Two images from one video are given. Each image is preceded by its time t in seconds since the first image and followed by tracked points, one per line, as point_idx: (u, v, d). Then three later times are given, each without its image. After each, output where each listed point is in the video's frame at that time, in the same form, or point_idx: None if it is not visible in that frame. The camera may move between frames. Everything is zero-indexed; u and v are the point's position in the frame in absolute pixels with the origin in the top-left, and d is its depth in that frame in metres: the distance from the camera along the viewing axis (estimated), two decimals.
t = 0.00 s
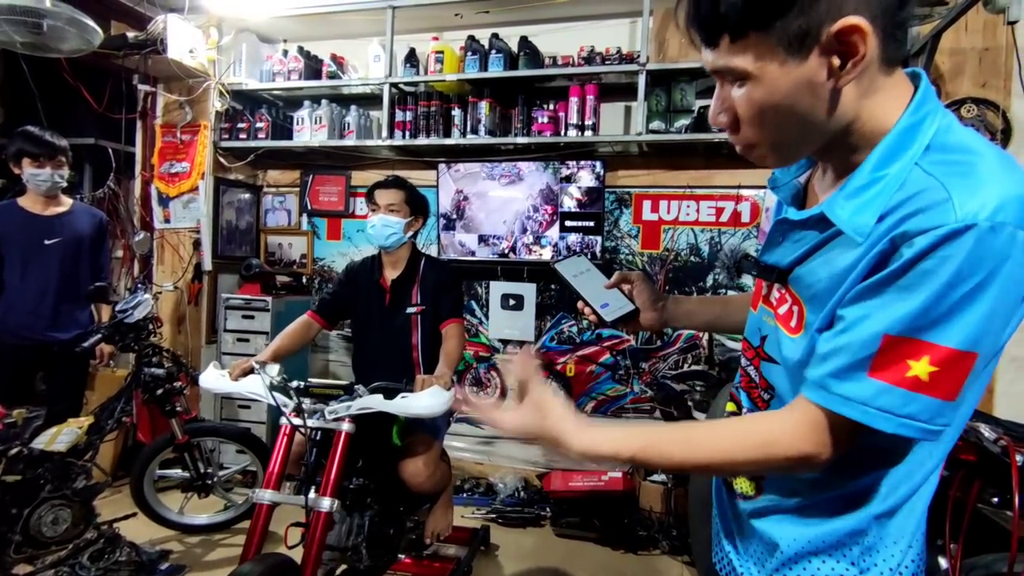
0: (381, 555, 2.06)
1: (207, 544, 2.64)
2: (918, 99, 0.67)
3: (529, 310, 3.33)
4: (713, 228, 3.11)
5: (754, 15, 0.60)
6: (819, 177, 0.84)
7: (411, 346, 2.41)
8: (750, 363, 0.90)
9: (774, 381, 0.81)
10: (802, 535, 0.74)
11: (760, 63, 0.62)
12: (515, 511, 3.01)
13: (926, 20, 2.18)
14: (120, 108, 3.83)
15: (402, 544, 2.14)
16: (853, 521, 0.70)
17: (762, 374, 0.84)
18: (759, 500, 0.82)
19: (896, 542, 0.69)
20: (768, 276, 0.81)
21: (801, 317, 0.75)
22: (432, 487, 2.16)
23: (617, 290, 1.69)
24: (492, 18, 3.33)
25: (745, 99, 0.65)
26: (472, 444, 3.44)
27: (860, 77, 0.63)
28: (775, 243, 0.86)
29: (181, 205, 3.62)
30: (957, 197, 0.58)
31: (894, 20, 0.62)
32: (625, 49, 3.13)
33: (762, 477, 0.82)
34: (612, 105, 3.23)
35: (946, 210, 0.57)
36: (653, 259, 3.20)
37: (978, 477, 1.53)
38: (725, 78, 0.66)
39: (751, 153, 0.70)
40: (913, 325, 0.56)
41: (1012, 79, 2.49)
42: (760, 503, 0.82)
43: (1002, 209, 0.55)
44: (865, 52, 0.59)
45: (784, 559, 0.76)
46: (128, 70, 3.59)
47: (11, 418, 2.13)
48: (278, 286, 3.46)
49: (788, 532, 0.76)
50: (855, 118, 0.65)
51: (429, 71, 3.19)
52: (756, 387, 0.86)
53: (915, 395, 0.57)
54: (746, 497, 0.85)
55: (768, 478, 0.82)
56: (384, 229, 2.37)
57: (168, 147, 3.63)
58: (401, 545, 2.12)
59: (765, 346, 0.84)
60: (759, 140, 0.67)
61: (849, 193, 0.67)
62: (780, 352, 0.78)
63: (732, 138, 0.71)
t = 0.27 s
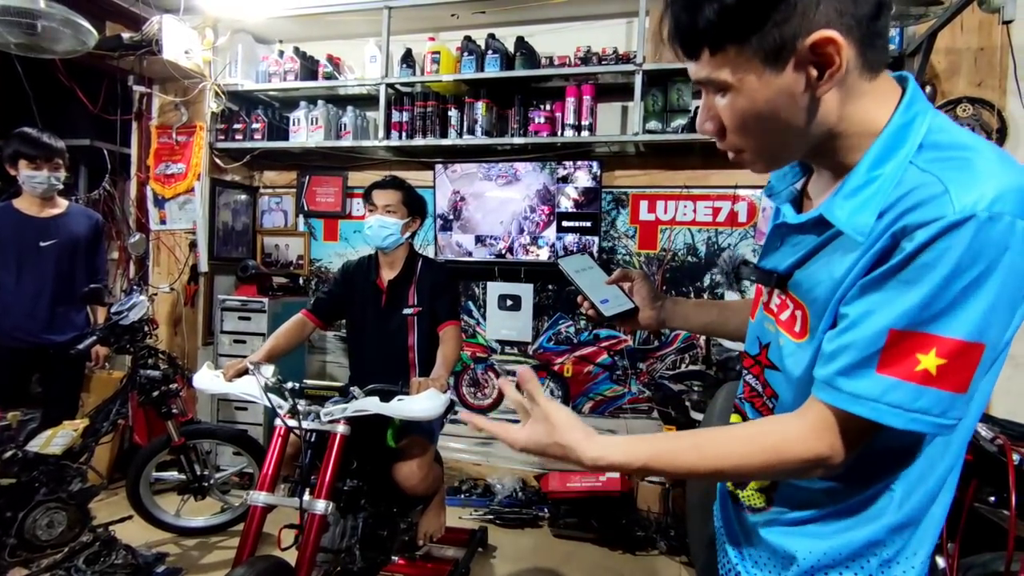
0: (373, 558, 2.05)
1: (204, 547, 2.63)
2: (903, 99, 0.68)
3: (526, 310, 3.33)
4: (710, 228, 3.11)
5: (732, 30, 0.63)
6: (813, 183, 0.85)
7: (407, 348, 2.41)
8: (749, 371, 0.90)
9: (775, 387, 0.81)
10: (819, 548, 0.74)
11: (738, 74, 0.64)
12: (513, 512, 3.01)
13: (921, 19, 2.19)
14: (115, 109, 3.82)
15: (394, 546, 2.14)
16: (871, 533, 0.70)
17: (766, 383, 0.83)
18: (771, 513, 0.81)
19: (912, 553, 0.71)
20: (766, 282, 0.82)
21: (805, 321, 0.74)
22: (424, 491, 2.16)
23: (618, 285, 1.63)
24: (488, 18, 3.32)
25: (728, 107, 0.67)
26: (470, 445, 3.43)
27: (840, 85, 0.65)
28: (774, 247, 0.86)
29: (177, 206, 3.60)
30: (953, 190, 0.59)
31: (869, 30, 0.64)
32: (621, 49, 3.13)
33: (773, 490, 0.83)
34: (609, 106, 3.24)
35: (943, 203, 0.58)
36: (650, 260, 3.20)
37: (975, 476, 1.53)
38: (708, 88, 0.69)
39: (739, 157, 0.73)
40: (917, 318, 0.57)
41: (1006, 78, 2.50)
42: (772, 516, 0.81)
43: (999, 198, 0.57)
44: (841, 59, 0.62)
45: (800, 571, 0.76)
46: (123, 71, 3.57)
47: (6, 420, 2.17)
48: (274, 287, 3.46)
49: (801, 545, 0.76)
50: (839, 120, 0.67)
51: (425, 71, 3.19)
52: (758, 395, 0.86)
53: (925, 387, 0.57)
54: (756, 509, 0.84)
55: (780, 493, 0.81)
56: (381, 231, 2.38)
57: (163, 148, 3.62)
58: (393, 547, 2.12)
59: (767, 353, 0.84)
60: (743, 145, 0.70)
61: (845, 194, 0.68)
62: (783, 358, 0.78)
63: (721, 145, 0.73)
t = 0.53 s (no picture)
0: (372, 559, 2.05)
1: (201, 549, 2.63)
2: (888, 93, 0.70)
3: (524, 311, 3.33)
4: (707, 228, 3.11)
5: (726, 21, 0.64)
6: (803, 178, 0.85)
7: (406, 349, 2.40)
8: (747, 369, 0.90)
9: (772, 382, 0.81)
10: (819, 544, 0.74)
11: (732, 64, 0.65)
12: (511, 512, 3.00)
13: (917, 20, 2.19)
14: (111, 110, 3.80)
15: (392, 548, 2.15)
16: (868, 528, 0.70)
17: (762, 379, 0.84)
18: (772, 510, 0.81)
19: (908, 546, 0.71)
20: (761, 277, 0.82)
21: (799, 314, 0.74)
22: (423, 492, 2.15)
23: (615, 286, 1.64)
24: (485, 19, 3.32)
25: (722, 98, 0.68)
26: (468, 446, 3.43)
27: (832, 76, 0.65)
28: (766, 242, 0.86)
29: (174, 207, 3.59)
30: (940, 176, 0.59)
31: (860, 22, 0.65)
32: (618, 49, 3.14)
33: (773, 487, 0.82)
34: (606, 106, 3.24)
35: (927, 189, 0.59)
36: (648, 260, 3.20)
37: (971, 474, 1.53)
38: (703, 79, 0.70)
39: (730, 148, 0.74)
40: (909, 304, 0.57)
41: (1002, 78, 2.51)
42: (772, 512, 0.81)
43: (985, 181, 0.57)
44: (833, 49, 0.62)
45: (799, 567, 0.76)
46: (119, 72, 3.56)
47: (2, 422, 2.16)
48: (272, 288, 3.45)
49: (799, 541, 0.76)
50: (830, 113, 0.67)
51: (422, 72, 3.19)
52: (756, 390, 0.86)
53: (919, 373, 0.57)
54: (756, 507, 0.84)
55: (779, 489, 0.81)
56: (381, 232, 2.37)
57: (160, 149, 3.61)
58: (393, 547, 2.13)
59: (762, 351, 0.84)
60: (737, 137, 0.71)
61: (834, 185, 0.68)
62: (779, 354, 0.78)
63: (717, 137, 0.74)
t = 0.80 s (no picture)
0: (377, 559, 2.05)
1: (199, 550, 2.62)
2: (876, 103, 0.70)
3: (521, 311, 3.33)
4: (705, 228, 3.12)
5: (707, 41, 0.65)
6: (792, 181, 0.86)
7: (407, 349, 2.39)
8: (738, 369, 0.91)
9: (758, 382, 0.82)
10: (804, 537, 0.74)
11: (715, 83, 0.67)
12: (509, 512, 3.00)
13: (913, 20, 2.20)
14: (107, 109, 3.79)
15: (398, 549, 2.12)
16: (856, 521, 0.70)
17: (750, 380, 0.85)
18: (761, 504, 0.81)
19: (894, 538, 0.71)
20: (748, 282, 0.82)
21: (785, 318, 0.75)
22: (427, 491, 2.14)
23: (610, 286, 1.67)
24: (482, 18, 3.32)
25: (707, 114, 0.70)
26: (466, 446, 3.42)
27: (813, 88, 0.66)
28: (754, 249, 0.87)
29: (170, 207, 3.58)
30: (914, 187, 0.60)
31: (838, 35, 0.66)
32: (615, 49, 3.14)
33: (762, 482, 0.83)
34: (603, 106, 3.24)
35: (902, 200, 0.60)
36: (645, 260, 3.20)
37: (969, 473, 1.53)
38: (687, 97, 0.71)
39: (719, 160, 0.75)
40: (876, 308, 0.59)
41: (998, 77, 2.52)
42: (762, 506, 0.81)
43: (957, 194, 0.58)
44: (811, 64, 0.63)
45: (786, 560, 0.76)
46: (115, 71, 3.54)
47: None
48: (269, 288, 3.45)
49: (788, 534, 0.76)
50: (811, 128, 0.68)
51: (419, 72, 3.18)
52: (745, 390, 0.87)
53: (880, 375, 0.58)
54: (747, 502, 0.84)
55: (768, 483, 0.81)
56: (382, 232, 2.37)
57: (156, 149, 3.60)
58: (398, 548, 2.10)
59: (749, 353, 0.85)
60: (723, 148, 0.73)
61: (817, 193, 0.70)
62: (764, 355, 0.79)
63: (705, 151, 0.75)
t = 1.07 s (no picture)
0: (382, 560, 2.07)
1: (195, 552, 2.61)
2: (855, 101, 0.71)
3: (519, 311, 3.33)
4: (702, 229, 3.12)
5: (705, 29, 0.66)
6: (780, 180, 0.88)
7: (408, 350, 2.39)
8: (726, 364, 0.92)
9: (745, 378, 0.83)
10: (784, 529, 0.75)
11: (709, 71, 0.67)
12: (507, 513, 3.00)
13: (910, 21, 2.20)
14: (103, 110, 3.78)
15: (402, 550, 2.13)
16: (834, 514, 0.71)
17: (737, 375, 0.86)
18: (744, 497, 0.82)
19: (873, 532, 0.71)
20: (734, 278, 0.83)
21: (772, 314, 0.76)
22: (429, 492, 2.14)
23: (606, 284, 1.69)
24: (479, 19, 3.32)
25: (699, 104, 0.70)
26: (463, 447, 3.42)
27: (803, 85, 0.67)
28: (742, 245, 0.86)
29: (167, 208, 3.57)
30: (894, 186, 0.61)
31: (832, 35, 0.67)
32: (613, 50, 3.14)
33: (747, 476, 0.83)
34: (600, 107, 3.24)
35: (882, 199, 0.61)
36: (643, 260, 3.20)
37: (965, 472, 1.53)
38: (681, 84, 0.71)
39: (708, 153, 0.75)
40: (861, 307, 0.59)
41: (994, 78, 2.53)
42: (745, 499, 0.82)
43: (935, 191, 0.59)
44: (802, 60, 0.64)
45: (766, 552, 0.77)
46: (112, 72, 3.53)
47: None
48: (266, 290, 3.44)
49: (768, 526, 0.77)
50: (800, 123, 0.69)
51: (417, 72, 3.18)
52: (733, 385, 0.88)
53: (869, 373, 0.59)
54: (731, 495, 0.85)
55: (752, 477, 0.82)
56: (381, 232, 2.37)
57: (152, 150, 3.59)
58: (402, 550, 2.12)
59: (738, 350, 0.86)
60: (715, 142, 0.72)
61: (802, 192, 0.70)
62: (754, 352, 0.80)
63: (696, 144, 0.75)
